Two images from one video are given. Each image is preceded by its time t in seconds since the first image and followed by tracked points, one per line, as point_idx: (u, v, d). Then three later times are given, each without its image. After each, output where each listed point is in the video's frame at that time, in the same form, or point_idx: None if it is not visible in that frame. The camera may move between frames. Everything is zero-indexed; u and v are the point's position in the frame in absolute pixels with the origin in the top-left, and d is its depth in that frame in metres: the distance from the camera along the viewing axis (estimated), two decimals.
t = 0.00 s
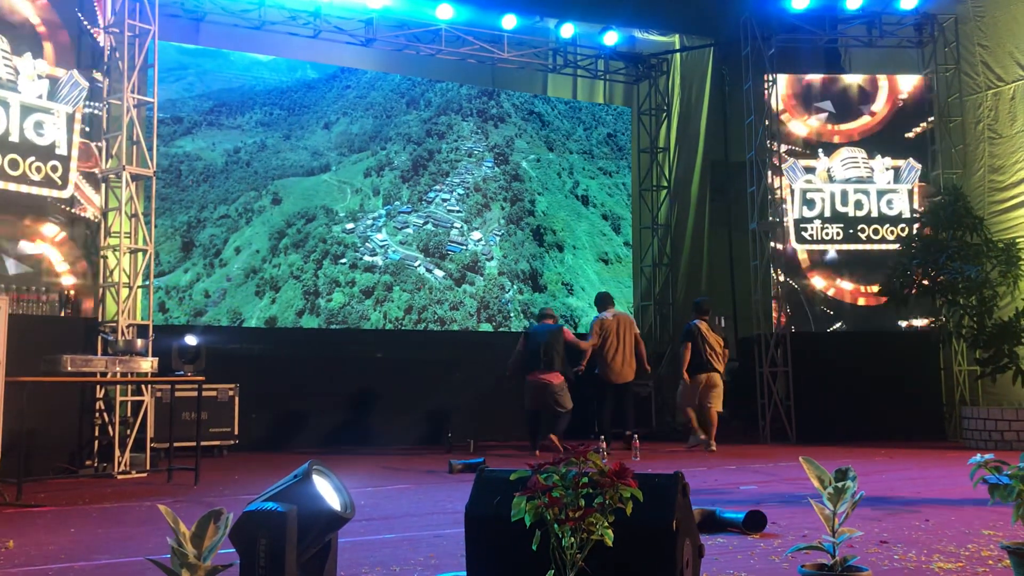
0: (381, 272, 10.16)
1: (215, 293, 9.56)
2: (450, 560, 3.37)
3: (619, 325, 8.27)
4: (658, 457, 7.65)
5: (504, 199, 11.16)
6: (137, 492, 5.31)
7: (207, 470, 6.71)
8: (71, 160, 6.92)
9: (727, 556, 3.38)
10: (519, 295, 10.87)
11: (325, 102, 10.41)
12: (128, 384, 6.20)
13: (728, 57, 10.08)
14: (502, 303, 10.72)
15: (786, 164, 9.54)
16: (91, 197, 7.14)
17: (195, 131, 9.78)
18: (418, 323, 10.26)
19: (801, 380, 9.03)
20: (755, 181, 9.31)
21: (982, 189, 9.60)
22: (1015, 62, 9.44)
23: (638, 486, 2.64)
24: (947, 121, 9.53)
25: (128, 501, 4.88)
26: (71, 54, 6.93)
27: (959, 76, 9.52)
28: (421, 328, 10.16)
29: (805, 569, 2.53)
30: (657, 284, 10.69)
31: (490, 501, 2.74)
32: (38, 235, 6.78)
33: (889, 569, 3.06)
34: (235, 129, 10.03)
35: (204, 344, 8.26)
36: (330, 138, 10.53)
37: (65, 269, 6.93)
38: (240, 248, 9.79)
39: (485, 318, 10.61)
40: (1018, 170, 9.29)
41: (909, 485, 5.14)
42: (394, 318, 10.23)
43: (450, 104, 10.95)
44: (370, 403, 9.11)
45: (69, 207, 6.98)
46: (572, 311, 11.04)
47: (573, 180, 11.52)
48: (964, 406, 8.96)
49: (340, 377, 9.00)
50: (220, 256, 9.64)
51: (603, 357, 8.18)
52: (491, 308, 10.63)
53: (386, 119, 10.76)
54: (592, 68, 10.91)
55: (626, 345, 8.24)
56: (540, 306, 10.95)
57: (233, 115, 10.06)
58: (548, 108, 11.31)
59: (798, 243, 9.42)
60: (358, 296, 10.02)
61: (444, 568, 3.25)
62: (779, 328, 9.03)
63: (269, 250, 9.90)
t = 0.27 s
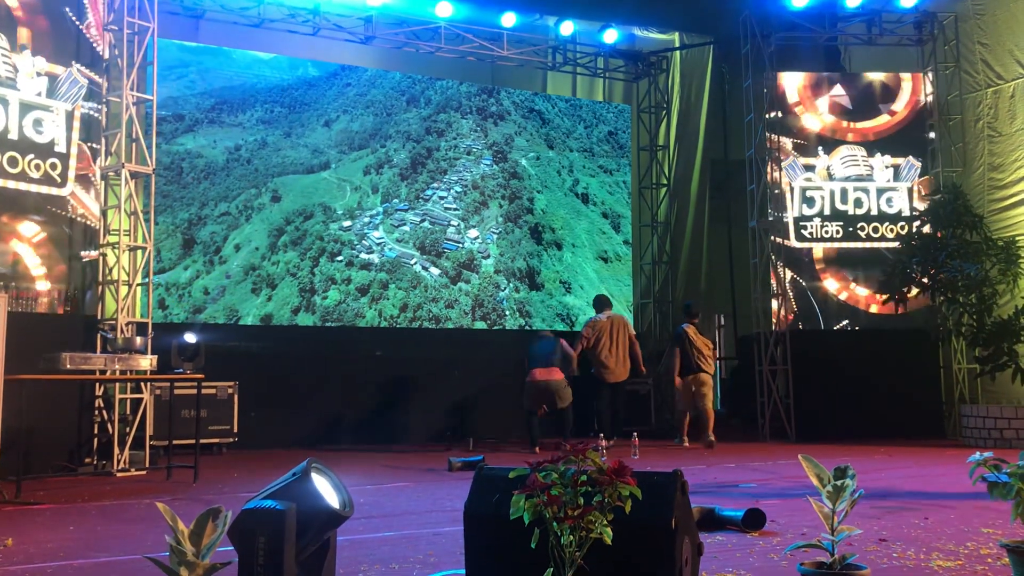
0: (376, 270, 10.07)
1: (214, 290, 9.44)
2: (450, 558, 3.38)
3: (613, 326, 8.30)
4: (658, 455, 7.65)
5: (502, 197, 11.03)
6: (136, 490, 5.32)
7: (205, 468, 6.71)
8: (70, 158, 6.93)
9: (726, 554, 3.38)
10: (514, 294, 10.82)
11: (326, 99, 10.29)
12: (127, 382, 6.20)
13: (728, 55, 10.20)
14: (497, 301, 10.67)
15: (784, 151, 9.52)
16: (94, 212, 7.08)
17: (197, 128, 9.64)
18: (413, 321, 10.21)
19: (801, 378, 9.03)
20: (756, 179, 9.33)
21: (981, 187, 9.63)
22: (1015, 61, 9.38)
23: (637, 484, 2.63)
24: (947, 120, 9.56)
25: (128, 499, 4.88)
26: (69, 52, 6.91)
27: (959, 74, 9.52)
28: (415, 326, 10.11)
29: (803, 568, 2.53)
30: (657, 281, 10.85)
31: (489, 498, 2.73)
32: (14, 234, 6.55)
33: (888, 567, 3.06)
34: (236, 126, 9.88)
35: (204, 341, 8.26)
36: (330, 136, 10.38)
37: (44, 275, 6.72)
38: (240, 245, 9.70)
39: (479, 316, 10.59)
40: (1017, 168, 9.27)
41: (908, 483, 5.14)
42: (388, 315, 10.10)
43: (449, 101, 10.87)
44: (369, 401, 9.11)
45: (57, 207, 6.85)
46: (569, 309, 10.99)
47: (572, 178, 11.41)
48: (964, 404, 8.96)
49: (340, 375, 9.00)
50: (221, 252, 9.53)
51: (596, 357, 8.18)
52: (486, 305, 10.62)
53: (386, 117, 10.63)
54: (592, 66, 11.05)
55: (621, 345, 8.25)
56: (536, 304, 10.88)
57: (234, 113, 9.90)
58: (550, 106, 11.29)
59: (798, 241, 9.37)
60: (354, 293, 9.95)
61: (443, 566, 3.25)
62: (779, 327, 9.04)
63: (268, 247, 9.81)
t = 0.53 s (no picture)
0: (376, 264, 10.10)
1: (218, 284, 9.45)
2: (453, 551, 3.38)
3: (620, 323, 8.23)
4: (662, 449, 7.64)
5: (504, 191, 10.99)
6: (140, 483, 5.33)
7: (209, 461, 6.73)
8: (74, 152, 6.98)
9: (730, 548, 3.38)
10: (513, 288, 10.77)
11: (330, 93, 10.23)
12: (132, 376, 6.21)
13: (732, 47, 10.16)
14: (495, 295, 10.62)
15: (788, 134, 9.48)
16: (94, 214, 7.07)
17: (202, 123, 9.56)
18: (411, 315, 10.20)
19: (804, 372, 9.02)
20: (760, 174, 9.32)
21: (986, 182, 9.44)
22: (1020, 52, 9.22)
23: (641, 478, 2.63)
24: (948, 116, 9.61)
25: (131, 492, 4.89)
26: (72, 45, 6.93)
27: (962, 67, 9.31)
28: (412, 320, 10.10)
29: (806, 562, 2.53)
30: (660, 275, 10.99)
31: (492, 492, 2.74)
32: None
33: (891, 562, 3.06)
34: (242, 120, 9.85)
35: (208, 335, 8.26)
36: (334, 130, 10.34)
37: (7, 277, 6.58)
38: (243, 239, 9.71)
39: (478, 311, 10.47)
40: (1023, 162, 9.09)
41: (912, 478, 5.13)
42: (387, 309, 10.15)
43: (453, 95, 10.82)
44: (372, 396, 9.12)
45: (46, 206, 6.81)
46: (570, 304, 10.98)
47: (575, 172, 11.35)
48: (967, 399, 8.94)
49: (343, 369, 9.01)
50: (224, 246, 9.53)
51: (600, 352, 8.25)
52: (485, 300, 10.53)
53: (391, 111, 10.61)
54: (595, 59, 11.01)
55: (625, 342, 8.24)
56: (536, 299, 10.83)
57: (240, 107, 9.85)
58: (554, 100, 11.24)
59: (802, 236, 9.35)
60: (354, 287, 9.99)
61: (446, 560, 3.25)
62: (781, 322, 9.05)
63: (271, 240, 9.83)
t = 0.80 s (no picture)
0: (378, 256, 10.14)
1: (221, 276, 9.63)
2: (458, 542, 3.39)
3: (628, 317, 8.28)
4: (667, 442, 7.62)
5: (507, 183, 11.16)
6: (145, 475, 5.34)
7: (214, 453, 6.73)
8: (78, 144, 6.95)
9: (735, 541, 3.38)
10: (513, 281, 10.79)
11: (334, 86, 10.62)
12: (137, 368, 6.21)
13: (738, 40, 10.00)
14: (496, 288, 10.61)
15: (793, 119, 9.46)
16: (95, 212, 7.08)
17: (205, 114, 10.16)
18: (413, 307, 10.23)
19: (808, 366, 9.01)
20: (764, 166, 9.30)
21: (991, 174, 9.43)
22: None
23: (646, 469, 2.63)
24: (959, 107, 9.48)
25: (137, 483, 4.90)
26: (78, 36, 6.92)
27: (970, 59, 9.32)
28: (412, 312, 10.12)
29: (811, 554, 2.52)
30: (666, 268, 10.65)
31: (497, 484, 2.74)
32: None
33: (896, 554, 3.05)
34: (244, 112, 10.44)
35: (212, 328, 8.25)
36: (338, 122, 10.74)
37: None
38: (248, 231, 9.91)
39: (478, 304, 10.49)
40: None
41: (918, 471, 5.13)
42: (388, 302, 10.12)
43: (457, 87, 10.99)
44: (376, 389, 9.13)
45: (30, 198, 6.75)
46: (573, 297, 10.94)
47: (579, 165, 11.66)
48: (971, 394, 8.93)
49: (347, 362, 9.01)
50: (228, 238, 9.74)
51: (609, 347, 8.32)
52: (485, 293, 10.53)
53: (396, 103, 10.82)
54: (599, 52, 10.76)
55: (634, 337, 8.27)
56: (537, 293, 10.85)
57: (244, 98, 10.43)
58: (559, 92, 11.40)
59: (807, 228, 9.31)
60: (355, 280, 9.99)
61: (451, 551, 3.26)
62: (787, 314, 8.99)
63: (275, 233, 9.98)
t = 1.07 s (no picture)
0: (379, 246, 10.13)
1: (227, 266, 9.58)
2: (463, 532, 3.39)
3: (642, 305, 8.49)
4: (672, 432, 7.61)
5: (510, 173, 11.06)
6: (151, 464, 5.36)
7: (219, 443, 6.75)
8: (83, 134, 6.97)
9: (739, 530, 3.38)
10: (514, 271, 10.80)
11: (339, 76, 10.36)
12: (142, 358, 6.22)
13: (743, 28, 10.07)
14: (496, 278, 10.64)
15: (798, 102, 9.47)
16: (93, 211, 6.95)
17: (213, 104, 9.77)
18: (413, 298, 10.25)
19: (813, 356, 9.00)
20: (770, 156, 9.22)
21: (998, 164, 9.37)
22: None
23: (651, 459, 2.63)
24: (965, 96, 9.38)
25: (142, 473, 4.91)
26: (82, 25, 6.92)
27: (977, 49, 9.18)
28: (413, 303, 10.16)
29: (816, 544, 2.52)
30: (670, 258, 10.80)
31: (501, 474, 2.74)
32: None
33: (901, 544, 3.06)
34: (252, 102, 10.00)
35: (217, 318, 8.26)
36: (344, 112, 10.49)
37: None
38: (253, 221, 9.79)
39: (478, 295, 10.54)
40: None
41: (924, 461, 5.12)
42: (389, 292, 10.21)
43: (462, 77, 10.88)
44: (381, 381, 9.14)
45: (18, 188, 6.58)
46: (575, 286, 11.05)
47: (585, 155, 11.41)
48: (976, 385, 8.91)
49: (352, 353, 9.03)
50: (234, 228, 9.63)
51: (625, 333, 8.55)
52: (485, 283, 10.58)
53: (400, 92, 10.69)
54: (605, 40, 10.92)
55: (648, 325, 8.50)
56: (539, 283, 10.90)
57: (250, 89, 10.00)
58: (564, 82, 11.25)
59: (813, 218, 9.46)
60: (356, 270, 10.01)
61: (456, 541, 3.26)
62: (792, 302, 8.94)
63: (280, 223, 9.90)
